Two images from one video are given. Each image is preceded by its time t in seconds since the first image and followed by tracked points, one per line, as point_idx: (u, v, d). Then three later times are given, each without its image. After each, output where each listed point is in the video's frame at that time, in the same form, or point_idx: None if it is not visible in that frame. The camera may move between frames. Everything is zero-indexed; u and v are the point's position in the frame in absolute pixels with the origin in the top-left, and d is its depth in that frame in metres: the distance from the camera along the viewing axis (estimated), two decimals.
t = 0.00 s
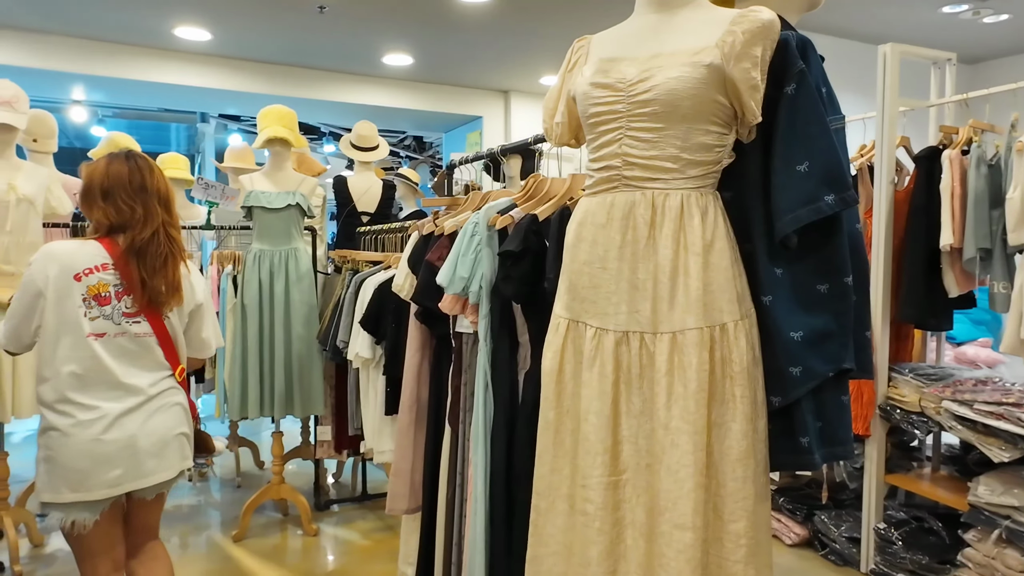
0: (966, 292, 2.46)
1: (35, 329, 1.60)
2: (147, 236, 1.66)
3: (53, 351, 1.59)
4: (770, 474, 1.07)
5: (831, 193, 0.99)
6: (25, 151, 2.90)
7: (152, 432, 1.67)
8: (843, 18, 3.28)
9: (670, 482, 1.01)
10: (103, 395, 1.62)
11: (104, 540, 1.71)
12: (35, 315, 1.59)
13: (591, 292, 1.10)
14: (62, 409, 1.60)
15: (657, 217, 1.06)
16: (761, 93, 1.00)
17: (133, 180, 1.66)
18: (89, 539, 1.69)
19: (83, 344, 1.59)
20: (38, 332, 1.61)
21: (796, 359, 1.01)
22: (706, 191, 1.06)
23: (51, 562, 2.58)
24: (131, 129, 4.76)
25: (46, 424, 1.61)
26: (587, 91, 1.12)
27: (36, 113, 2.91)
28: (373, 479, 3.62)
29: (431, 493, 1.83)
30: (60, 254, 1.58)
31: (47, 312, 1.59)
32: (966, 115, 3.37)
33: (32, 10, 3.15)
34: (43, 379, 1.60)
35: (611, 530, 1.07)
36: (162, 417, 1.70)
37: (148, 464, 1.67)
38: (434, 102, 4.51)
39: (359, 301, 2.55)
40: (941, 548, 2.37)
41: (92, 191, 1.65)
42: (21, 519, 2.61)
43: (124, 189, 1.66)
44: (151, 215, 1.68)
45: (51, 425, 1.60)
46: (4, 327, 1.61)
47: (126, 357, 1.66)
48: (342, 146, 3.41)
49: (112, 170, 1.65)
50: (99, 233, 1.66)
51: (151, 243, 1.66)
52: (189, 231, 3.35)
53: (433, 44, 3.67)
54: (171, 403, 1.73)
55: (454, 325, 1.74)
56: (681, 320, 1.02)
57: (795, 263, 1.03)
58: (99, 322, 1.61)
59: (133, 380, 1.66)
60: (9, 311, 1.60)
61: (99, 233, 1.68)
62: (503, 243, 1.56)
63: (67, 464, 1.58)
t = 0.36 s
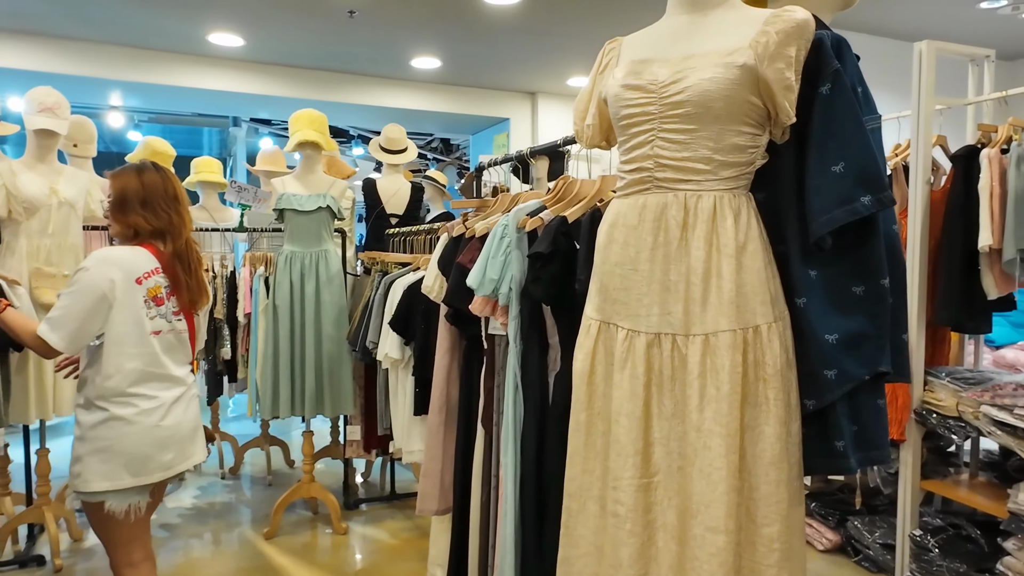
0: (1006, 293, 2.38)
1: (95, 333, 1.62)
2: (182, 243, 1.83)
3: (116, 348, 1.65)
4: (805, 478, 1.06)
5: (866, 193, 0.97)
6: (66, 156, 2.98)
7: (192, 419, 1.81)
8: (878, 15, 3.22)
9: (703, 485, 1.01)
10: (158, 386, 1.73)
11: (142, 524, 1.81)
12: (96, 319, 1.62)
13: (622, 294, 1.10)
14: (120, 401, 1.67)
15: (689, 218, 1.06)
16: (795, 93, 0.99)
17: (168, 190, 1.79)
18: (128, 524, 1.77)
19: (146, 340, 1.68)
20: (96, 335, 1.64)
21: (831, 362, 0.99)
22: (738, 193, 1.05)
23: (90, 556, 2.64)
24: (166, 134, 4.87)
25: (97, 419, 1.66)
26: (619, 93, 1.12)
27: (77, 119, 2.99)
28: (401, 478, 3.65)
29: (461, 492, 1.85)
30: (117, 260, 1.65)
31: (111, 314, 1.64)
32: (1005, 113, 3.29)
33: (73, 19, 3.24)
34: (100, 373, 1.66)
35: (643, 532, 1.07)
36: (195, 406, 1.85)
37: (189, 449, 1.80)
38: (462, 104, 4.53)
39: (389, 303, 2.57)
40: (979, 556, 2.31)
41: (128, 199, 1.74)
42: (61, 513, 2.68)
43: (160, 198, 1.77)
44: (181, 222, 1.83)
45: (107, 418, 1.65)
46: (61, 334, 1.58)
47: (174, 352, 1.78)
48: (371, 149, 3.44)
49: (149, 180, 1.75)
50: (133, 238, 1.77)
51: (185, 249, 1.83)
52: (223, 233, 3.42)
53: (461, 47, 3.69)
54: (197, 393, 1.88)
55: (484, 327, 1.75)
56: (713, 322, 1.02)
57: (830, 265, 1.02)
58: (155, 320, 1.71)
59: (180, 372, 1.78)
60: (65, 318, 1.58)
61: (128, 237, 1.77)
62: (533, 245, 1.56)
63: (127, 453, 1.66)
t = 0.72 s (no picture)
0: None
1: (140, 327, 1.73)
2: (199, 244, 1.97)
3: (159, 341, 1.79)
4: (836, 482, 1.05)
5: (899, 195, 0.96)
6: (96, 160, 3.03)
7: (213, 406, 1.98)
8: (905, 14, 3.18)
9: (734, 489, 1.01)
10: (190, 377, 1.88)
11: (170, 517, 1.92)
12: (143, 314, 1.73)
13: (651, 296, 1.10)
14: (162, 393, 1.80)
15: (719, 221, 1.05)
16: (827, 94, 0.98)
17: (190, 196, 1.91)
18: (159, 516, 1.88)
19: (186, 332, 1.85)
20: (140, 329, 1.74)
21: (863, 365, 0.98)
22: (769, 195, 1.05)
23: (119, 554, 2.68)
24: (191, 138, 4.93)
25: (142, 410, 1.78)
26: (648, 95, 1.12)
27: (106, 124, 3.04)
28: (423, 480, 3.67)
29: (484, 494, 1.85)
30: (161, 261, 1.78)
31: (156, 309, 1.76)
32: None
33: (102, 26, 3.30)
34: (140, 367, 1.79)
35: (673, 535, 1.07)
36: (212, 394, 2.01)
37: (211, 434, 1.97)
38: (483, 107, 4.54)
39: (412, 305, 2.58)
40: (1011, 563, 2.24)
41: (158, 204, 1.84)
42: (91, 511, 2.73)
43: (185, 204, 1.90)
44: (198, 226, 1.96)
45: (152, 409, 1.79)
46: (111, 328, 1.67)
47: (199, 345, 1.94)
48: (393, 152, 3.46)
49: (178, 188, 1.87)
50: (161, 240, 1.88)
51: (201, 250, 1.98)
52: (247, 236, 3.46)
53: (482, 50, 3.70)
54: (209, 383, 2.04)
55: (508, 329, 1.76)
56: (744, 324, 1.02)
57: (862, 267, 1.01)
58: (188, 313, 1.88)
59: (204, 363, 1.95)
60: (114, 312, 1.67)
61: (154, 239, 1.88)
62: (557, 248, 1.56)
63: (172, 439, 1.82)
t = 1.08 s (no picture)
0: None
1: (162, 330, 1.75)
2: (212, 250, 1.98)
3: (180, 343, 1.81)
4: (858, 487, 1.04)
5: (922, 196, 0.95)
6: (116, 165, 3.07)
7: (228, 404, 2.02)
8: (926, 14, 3.14)
9: (754, 494, 1.00)
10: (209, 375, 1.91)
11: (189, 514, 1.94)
12: (164, 319, 1.75)
13: (670, 299, 1.10)
14: (185, 391, 1.83)
15: (738, 223, 1.05)
16: (848, 96, 0.98)
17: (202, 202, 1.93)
18: (179, 512, 1.90)
19: (205, 333, 1.88)
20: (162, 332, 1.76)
21: (886, 369, 0.97)
22: (789, 197, 1.04)
23: (138, 554, 2.71)
24: (209, 142, 4.98)
25: (166, 410, 1.80)
26: (666, 98, 1.12)
27: (126, 129, 3.08)
28: (438, 483, 3.68)
29: (499, 497, 1.85)
30: (180, 267, 1.81)
31: (177, 314, 1.79)
32: None
33: (122, 33, 3.34)
34: (163, 368, 1.81)
35: (692, 539, 1.06)
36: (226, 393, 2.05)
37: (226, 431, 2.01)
38: (498, 111, 4.55)
39: (427, 308, 2.59)
40: None
41: (169, 210, 1.86)
42: (111, 512, 2.76)
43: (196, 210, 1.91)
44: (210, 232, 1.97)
45: (176, 408, 1.81)
46: (133, 332, 1.69)
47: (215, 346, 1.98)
48: (409, 155, 3.47)
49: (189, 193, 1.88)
50: (175, 246, 1.89)
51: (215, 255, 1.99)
52: (264, 239, 3.48)
53: (497, 53, 3.70)
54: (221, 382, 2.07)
55: (523, 332, 1.76)
56: (764, 328, 1.01)
57: (884, 270, 1.00)
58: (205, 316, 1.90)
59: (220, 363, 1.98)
60: (136, 316, 1.70)
61: (168, 245, 1.90)
62: (573, 250, 1.56)
63: (195, 436, 1.84)
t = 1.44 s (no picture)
0: None
1: (175, 335, 1.77)
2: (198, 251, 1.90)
3: (193, 345, 1.82)
4: (872, 490, 1.03)
5: (937, 197, 0.94)
6: (131, 170, 3.10)
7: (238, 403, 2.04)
8: (940, 13, 3.12)
9: (767, 496, 0.99)
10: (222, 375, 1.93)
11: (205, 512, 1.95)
12: (175, 324, 1.76)
13: (681, 301, 1.09)
14: (200, 391, 1.85)
15: (750, 225, 1.04)
16: (860, 96, 0.97)
17: (186, 203, 1.88)
18: (197, 510, 1.92)
19: (217, 335, 1.90)
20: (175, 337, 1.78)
21: (900, 372, 0.97)
22: (801, 198, 1.04)
23: (152, 555, 2.73)
24: (222, 147, 5.02)
25: (183, 410, 1.82)
26: (677, 99, 1.12)
27: (141, 134, 3.11)
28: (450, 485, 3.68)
29: (509, 499, 1.85)
30: (187, 271, 1.81)
31: (189, 318, 1.80)
32: None
33: (137, 38, 3.38)
34: (178, 369, 1.83)
35: (704, 542, 1.05)
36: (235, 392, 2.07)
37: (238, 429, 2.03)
38: (509, 113, 4.56)
39: (439, 310, 2.59)
40: None
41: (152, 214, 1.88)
42: (125, 513, 2.78)
43: (178, 213, 1.87)
44: (200, 233, 1.90)
45: (193, 408, 1.83)
46: (147, 339, 1.71)
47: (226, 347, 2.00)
48: (420, 158, 3.48)
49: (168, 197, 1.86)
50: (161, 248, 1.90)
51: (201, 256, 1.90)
52: (277, 243, 3.51)
53: (508, 56, 3.71)
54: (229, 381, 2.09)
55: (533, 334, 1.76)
56: (776, 330, 1.01)
57: (898, 271, 0.99)
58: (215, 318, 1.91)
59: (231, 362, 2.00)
60: (147, 324, 1.71)
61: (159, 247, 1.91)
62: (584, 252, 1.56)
63: (212, 435, 1.86)
